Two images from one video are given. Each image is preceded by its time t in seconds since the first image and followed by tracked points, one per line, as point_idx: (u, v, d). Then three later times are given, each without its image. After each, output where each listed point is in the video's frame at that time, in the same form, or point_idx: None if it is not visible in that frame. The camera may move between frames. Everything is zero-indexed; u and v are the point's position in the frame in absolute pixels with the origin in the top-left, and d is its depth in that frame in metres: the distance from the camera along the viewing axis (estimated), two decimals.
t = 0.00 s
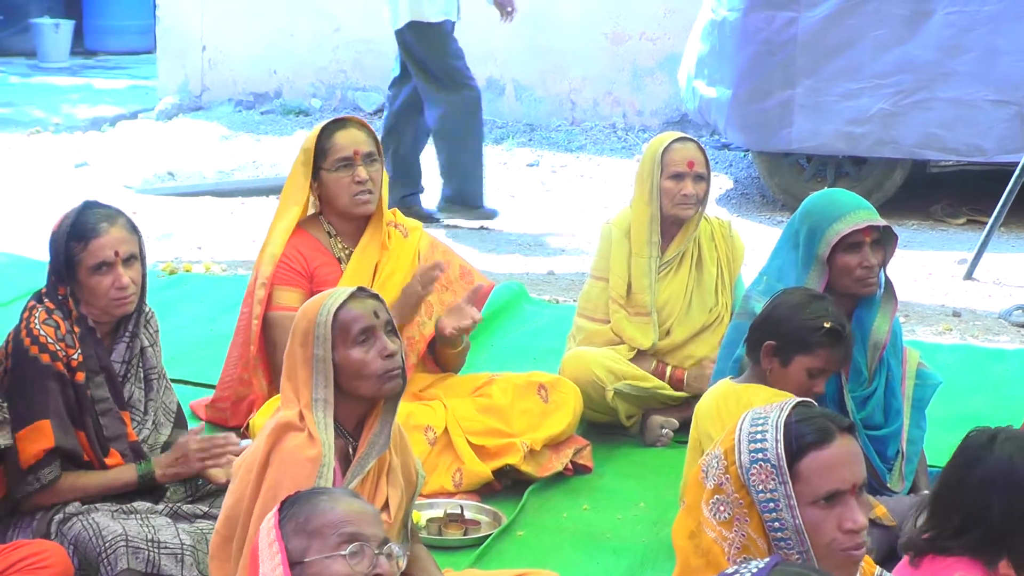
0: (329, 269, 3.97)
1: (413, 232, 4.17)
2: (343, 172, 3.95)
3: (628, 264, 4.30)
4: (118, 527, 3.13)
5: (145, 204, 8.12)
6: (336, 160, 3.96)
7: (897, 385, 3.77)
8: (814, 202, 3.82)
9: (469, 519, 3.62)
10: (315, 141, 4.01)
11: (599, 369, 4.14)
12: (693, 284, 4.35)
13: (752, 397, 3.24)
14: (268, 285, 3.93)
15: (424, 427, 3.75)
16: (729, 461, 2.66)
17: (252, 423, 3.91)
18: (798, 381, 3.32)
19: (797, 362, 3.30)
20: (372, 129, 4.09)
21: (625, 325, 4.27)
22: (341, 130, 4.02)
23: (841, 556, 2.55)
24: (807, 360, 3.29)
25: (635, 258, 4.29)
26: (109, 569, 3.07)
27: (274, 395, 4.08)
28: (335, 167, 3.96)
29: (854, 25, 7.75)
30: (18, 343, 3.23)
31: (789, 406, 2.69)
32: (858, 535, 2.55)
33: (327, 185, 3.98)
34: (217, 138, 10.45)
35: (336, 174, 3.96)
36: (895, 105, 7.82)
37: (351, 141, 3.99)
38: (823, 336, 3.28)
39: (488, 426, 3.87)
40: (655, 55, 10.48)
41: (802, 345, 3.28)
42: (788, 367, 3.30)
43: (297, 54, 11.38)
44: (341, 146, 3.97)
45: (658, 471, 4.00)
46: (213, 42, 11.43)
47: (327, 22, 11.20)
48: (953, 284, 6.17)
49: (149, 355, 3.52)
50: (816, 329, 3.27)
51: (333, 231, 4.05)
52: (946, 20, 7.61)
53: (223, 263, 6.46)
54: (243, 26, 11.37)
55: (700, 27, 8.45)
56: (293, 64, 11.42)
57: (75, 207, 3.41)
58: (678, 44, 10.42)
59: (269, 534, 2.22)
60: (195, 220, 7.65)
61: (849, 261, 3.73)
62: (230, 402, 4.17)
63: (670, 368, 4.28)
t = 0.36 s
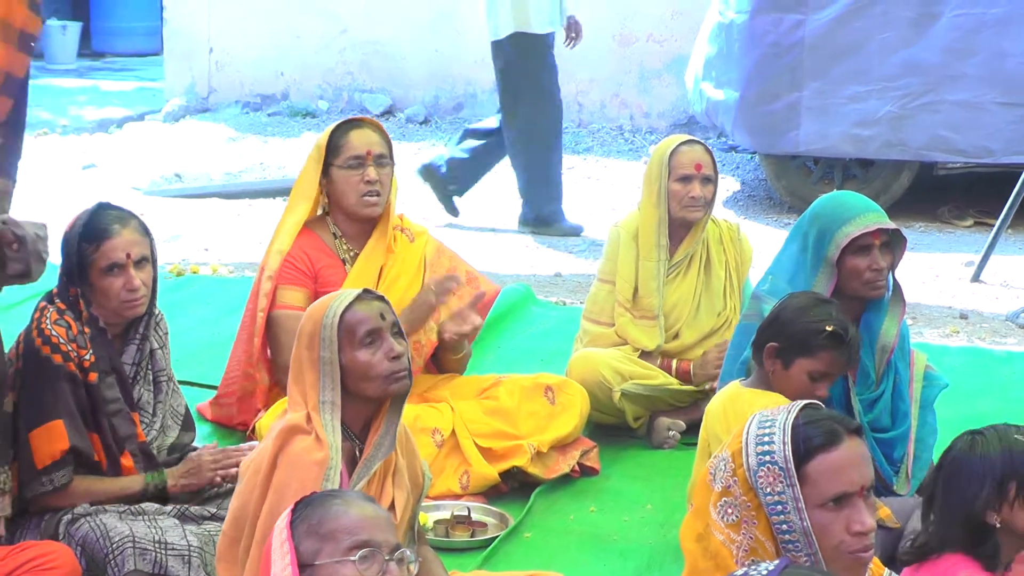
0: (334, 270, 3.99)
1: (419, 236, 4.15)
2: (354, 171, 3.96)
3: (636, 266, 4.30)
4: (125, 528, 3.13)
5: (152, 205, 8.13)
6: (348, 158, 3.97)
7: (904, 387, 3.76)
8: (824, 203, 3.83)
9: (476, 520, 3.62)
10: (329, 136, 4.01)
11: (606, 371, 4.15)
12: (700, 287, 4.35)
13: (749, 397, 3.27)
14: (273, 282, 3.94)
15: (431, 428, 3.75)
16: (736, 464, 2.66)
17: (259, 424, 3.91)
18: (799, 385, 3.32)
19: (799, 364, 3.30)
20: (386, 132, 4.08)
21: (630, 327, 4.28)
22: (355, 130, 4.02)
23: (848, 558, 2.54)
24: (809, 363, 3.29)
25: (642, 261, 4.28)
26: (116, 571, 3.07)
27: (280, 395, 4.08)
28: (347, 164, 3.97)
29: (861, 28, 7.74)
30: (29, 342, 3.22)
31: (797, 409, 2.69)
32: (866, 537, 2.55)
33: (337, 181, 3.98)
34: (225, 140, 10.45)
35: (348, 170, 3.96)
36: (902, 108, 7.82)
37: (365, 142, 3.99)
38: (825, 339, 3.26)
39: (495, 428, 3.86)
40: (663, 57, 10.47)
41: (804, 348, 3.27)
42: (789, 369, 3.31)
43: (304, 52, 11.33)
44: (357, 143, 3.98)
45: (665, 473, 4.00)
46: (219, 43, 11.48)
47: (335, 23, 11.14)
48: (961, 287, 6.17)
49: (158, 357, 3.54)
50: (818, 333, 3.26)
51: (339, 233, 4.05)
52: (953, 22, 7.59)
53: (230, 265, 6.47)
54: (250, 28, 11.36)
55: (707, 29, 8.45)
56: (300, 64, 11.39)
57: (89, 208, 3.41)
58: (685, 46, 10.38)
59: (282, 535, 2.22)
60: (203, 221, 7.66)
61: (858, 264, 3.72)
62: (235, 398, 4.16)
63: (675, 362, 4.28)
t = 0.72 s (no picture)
0: (356, 269, 3.99)
1: (439, 235, 4.14)
2: (372, 172, 3.96)
3: (654, 267, 4.29)
4: (144, 528, 3.14)
5: (170, 205, 8.14)
6: (364, 159, 3.97)
7: (924, 389, 3.76)
8: (843, 204, 3.82)
9: (494, 521, 3.62)
10: (346, 139, 4.01)
11: (623, 372, 4.15)
12: (719, 288, 4.35)
13: (772, 397, 3.27)
14: (293, 284, 3.94)
15: (450, 429, 3.75)
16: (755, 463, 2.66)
17: (277, 424, 3.91)
18: (828, 386, 3.30)
19: (826, 365, 3.29)
20: (402, 131, 4.08)
21: (648, 328, 4.28)
22: (370, 130, 4.02)
23: (868, 559, 2.53)
24: (836, 363, 3.28)
25: (661, 262, 4.27)
26: (136, 570, 3.08)
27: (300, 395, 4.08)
28: (364, 165, 3.97)
29: (881, 28, 7.73)
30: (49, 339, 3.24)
31: (816, 409, 2.69)
32: (885, 538, 2.54)
33: (355, 184, 3.99)
34: (243, 140, 10.46)
35: (364, 172, 3.97)
36: (922, 108, 7.82)
37: (381, 142, 3.99)
38: (851, 338, 3.26)
39: (513, 426, 3.87)
40: (681, 58, 10.45)
41: (831, 348, 3.27)
42: (816, 370, 3.30)
43: (321, 52, 11.33)
44: (372, 143, 3.98)
45: (684, 474, 4.00)
46: (239, 44, 11.47)
47: (353, 23, 11.13)
48: (981, 288, 6.16)
49: (177, 356, 3.56)
50: (844, 332, 3.26)
51: (360, 233, 4.05)
52: (973, 23, 7.58)
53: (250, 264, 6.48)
54: (268, 28, 11.37)
55: (726, 30, 8.46)
56: (317, 64, 11.39)
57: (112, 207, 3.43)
58: (704, 46, 10.36)
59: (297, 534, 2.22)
60: (221, 221, 7.68)
61: (874, 268, 3.73)
62: (252, 401, 4.17)
63: (694, 362, 4.26)
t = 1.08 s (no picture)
0: (376, 269, 3.99)
1: (459, 236, 4.16)
2: (391, 171, 3.96)
3: (675, 264, 4.31)
4: (164, 526, 3.14)
5: (189, 204, 8.15)
6: (382, 158, 3.97)
7: (946, 390, 3.76)
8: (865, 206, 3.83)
9: (515, 520, 3.62)
10: (365, 139, 4.03)
11: (644, 371, 4.17)
12: (741, 290, 4.34)
13: (789, 398, 3.27)
14: (314, 284, 3.94)
15: (469, 429, 3.76)
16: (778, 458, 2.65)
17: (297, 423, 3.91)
18: (845, 380, 3.30)
19: (836, 359, 3.29)
20: (419, 129, 4.08)
21: (670, 327, 4.30)
22: (387, 130, 4.01)
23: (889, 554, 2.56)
24: (845, 355, 3.28)
25: (682, 260, 4.29)
26: (156, 568, 3.09)
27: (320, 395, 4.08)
28: (383, 164, 3.97)
29: (902, 27, 7.73)
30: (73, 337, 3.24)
31: (836, 403, 2.68)
32: (905, 533, 2.56)
33: (374, 184, 3.99)
34: (263, 139, 10.47)
35: (383, 171, 3.97)
36: (944, 107, 7.83)
37: (399, 141, 3.99)
38: (857, 327, 3.27)
39: (534, 425, 3.88)
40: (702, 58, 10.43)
41: (838, 340, 3.28)
42: (827, 365, 3.31)
43: (342, 52, 11.33)
44: (390, 143, 3.97)
45: (704, 474, 3.99)
46: (259, 44, 11.56)
47: (373, 23, 11.13)
48: (1003, 288, 6.14)
49: (200, 356, 3.55)
50: (849, 321, 3.28)
51: (381, 232, 4.05)
52: (995, 22, 7.57)
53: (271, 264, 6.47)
54: (288, 28, 11.39)
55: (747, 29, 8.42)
56: (338, 63, 11.39)
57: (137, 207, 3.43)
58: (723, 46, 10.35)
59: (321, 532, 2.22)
60: (241, 220, 7.69)
61: (887, 273, 3.74)
62: (273, 402, 4.18)
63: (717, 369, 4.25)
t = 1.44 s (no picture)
0: (406, 267, 3.99)
1: (487, 232, 4.15)
2: (418, 170, 3.96)
3: (703, 263, 4.30)
4: (195, 524, 3.14)
5: (218, 203, 8.16)
6: (410, 157, 3.98)
7: (978, 392, 3.74)
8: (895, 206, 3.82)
9: (544, 520, 3.62)
10: (391, 137, 4.03)
11: (673, 371, 4.17)
12: (770, 289, 4.34)
13: (809, 400, 3.28)
14: (344, 285, 3.94)
15: (499, 428, 3.76)
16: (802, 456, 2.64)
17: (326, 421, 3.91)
18: (854, 378, 3.32)
19: (846, 358, 3.32)
20: (448, 129, 4.09)
21: (699, 327, 4.30)
22: (415, 129, 4.03)
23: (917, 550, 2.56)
24: (853, 353, 3.30)
25: (710, 260, 4.29)
26: (188, 567, 3.08)
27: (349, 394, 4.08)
28: (410, 163, 3.97)
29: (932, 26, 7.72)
30: (105, 337, 3.25)
31: (858, 399, 2.67)
32: (931, 529, 2.57)
33: (402, 182, 3.99)
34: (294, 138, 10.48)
35: (411, 170, 3.97)
36: (975, 106, 7.82)
37: (426, 140, 4.00)
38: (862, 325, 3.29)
39: (562, 425, 3.88)
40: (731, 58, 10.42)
41: (847, 339, 3.30)
42: (839, 365, 3.33)
43: (372, 51, 11.35)
44: (417, 142, 3.98)
45: (733, 474, 3.99)
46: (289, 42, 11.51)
47: (403, 22, 11.15)
48: None
49: (231, 354, 3.55)
50: (852, 317, 3.30)
51: (409, 232, 4.06)
52: None
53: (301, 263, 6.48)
54: (318, 27, 11.42)
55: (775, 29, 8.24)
56: (367, 62, 11.40)
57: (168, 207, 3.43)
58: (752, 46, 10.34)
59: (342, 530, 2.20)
60: (270, 219, 7.69)
61: (917, 272, 3.73)
62: (304, 402, 4.22)
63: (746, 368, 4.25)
